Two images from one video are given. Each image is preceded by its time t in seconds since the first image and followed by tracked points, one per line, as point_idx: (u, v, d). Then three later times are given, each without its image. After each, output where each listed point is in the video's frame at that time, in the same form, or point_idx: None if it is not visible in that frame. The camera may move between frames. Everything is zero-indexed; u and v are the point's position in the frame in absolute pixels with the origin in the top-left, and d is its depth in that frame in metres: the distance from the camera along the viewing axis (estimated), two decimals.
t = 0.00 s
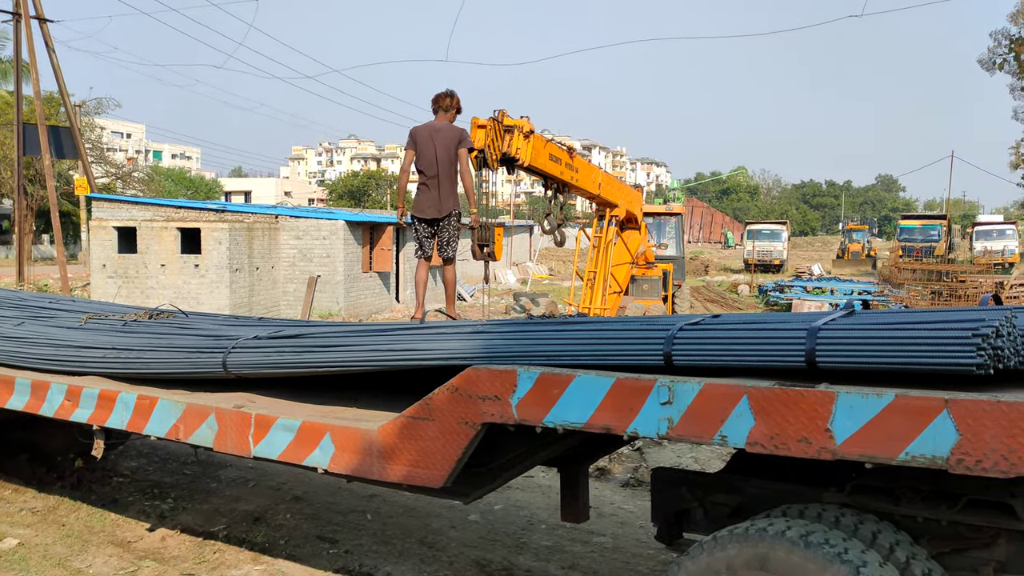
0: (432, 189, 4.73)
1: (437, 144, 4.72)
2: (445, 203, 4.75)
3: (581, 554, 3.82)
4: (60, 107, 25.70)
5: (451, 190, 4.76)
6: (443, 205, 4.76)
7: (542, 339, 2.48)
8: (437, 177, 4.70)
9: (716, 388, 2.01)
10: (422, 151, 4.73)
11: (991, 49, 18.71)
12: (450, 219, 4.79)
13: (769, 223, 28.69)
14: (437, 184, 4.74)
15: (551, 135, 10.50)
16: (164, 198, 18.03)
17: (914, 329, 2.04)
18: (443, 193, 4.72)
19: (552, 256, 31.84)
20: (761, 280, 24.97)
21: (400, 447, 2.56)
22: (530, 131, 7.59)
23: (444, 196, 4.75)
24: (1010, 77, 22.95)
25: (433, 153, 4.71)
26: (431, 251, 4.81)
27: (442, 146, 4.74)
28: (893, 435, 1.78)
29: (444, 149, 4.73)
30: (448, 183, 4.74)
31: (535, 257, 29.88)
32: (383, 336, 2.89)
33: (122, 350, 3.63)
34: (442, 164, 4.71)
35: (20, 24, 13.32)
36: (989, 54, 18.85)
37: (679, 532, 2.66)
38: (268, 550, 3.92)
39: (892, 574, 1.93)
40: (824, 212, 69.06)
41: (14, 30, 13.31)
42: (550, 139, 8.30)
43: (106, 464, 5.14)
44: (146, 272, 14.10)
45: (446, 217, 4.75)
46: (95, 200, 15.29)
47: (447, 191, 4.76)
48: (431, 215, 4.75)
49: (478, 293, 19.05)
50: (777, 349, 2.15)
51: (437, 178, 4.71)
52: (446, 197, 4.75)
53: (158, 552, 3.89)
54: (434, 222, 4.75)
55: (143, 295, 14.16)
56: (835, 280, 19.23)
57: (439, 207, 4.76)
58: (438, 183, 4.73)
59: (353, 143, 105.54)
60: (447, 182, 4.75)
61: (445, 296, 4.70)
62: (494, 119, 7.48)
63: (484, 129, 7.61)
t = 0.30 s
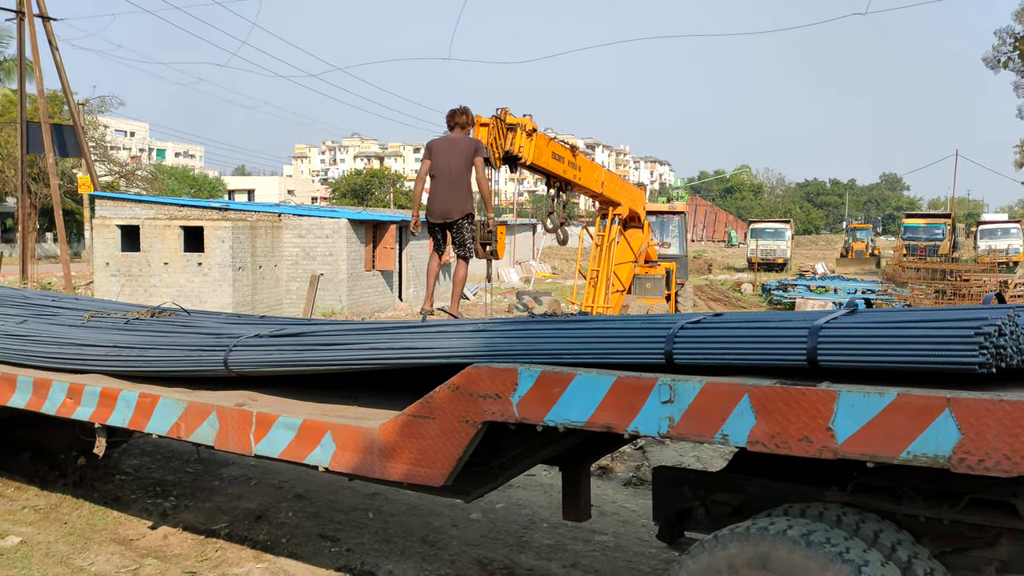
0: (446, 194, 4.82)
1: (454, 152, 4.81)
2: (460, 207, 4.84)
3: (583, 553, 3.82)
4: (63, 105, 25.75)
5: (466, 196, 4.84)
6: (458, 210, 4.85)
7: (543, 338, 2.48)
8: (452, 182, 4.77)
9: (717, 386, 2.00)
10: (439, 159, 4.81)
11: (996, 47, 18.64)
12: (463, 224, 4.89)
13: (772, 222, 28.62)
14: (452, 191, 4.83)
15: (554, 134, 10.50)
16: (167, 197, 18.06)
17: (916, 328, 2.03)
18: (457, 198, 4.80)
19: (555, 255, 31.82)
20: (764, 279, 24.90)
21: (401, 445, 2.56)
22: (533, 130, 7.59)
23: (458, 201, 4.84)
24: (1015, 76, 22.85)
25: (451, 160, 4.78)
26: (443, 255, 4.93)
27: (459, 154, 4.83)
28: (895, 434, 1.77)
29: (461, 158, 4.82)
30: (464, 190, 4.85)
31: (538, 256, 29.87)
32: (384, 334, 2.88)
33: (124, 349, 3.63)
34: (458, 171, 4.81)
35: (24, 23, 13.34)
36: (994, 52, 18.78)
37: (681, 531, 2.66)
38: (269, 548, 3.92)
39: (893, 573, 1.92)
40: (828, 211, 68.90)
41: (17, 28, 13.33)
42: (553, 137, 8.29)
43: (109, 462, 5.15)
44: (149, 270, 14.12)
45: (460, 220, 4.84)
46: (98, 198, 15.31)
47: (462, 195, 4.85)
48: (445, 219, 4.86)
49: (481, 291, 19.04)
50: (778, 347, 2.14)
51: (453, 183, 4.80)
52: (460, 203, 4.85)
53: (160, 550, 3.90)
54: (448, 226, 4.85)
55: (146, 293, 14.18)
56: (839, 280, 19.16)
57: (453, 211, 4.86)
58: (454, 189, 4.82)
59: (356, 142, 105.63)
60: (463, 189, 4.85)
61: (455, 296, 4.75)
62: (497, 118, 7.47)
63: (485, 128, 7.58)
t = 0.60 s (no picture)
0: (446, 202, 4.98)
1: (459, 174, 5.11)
2: (457, 214, 4.95)
3: (586, 548, 3.82)
4: (68, 101, 25.80)
5: (466, 206, 4.98)
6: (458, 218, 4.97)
7: (546, 334, 2.48)
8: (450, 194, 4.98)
9: (720, 382, 2.00)
10: (447, 180, 5.07)
11: (1001, 42, 18.55)
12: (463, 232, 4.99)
13: (777, 218, 28.53)
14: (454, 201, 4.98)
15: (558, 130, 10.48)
16: (171, 192, 18.09)
17: (919, 324, 2.03)
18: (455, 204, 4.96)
19: (559, 251, 31.80)
20: (768, 276, 24.84)
21: (404, 441, 2.57)
22: (536, 126, 7.60)
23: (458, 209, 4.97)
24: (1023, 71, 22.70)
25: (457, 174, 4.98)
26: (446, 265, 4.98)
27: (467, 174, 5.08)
28: (898, 431, 1.76)
29: (467, 176, 5.04)
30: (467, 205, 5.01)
31: (542, 252, 29.85)
32: (388, 330, 2.89)
33: (128, 343, 3.64)
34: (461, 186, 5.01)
35: (29, 18, 13.36)
36: (1001, 47, 18.68)
37: (683, 527, 2.66)
38: (273, 542, 3.93)
39: (896, 570, 1.92)
40: (833, 207, 68.70)
41: (23, 24, 13.36)
42: (557, 133, 8.27)
43: (113, 457, 5.19)
44: (154, 265, 14.15)
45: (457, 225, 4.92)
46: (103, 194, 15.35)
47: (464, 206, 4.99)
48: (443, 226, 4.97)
49: (485, 287, 19.04)
50: (782, 343, 2.14)
51: (452, 193, 4.96)
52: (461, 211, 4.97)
53: (164, 545, 3.91)
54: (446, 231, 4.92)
55: (151, 288, 14.22)
56: (843, 276, 19.10)
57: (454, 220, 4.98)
58: (453, 200, 4.98)
59: (360, 138, 105.64)
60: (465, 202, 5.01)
61: (461, 292, 4.77)
62: (501, 113, 7.45)
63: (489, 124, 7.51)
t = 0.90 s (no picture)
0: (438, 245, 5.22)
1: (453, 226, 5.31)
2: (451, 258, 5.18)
3: (591, 543, 3.83)
4: (74, 97, 25.86)
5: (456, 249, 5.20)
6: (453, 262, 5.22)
7: (551, 329, 2.48)
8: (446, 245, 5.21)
9: (726, 376, 1.99)
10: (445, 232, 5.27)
11: (1009, 36, 18.41)
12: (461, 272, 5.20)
13: (782, 214, 28.43)
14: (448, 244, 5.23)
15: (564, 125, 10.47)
16: (177, 188, 18.14)
17: (926, 319, 2.03)
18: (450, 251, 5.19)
19: (565, 247, 31.80)
20: (774, 271, 24.78)
21: (410, 435, 2.57)
22: (542, 121, 7.56)
23: (447, 251, 5.19)
24: None
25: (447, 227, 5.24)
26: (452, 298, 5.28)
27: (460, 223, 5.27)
28: (904, 426, 1.76)
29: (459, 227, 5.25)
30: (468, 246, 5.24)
31: (547, 248, 29.83)
32: (393, 325, 2.89)
33: (135, 338, 3.66)
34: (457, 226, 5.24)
35: (35, 14, 13.40)
36: (1009, 41, 18.56)
37: (689, 522, 2.66)
38: (279, 537, 3.95)
39: (903, 565, 1.92)
40: (839, 203, 68.47)
41: (29, 21, 13.39)
42: (563, 129, 8.25)
43: (120, 451, 5.20)
44: (160, 261, 14.19)
45: (446, 267, 5.13)
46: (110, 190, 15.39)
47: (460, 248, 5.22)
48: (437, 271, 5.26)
49: (490, 283, 19.05)
50: (788, 339, 2.14)
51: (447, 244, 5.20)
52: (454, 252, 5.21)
53: (171, 539, 3.94)
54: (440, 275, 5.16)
55: (157, 284, 14.26)
56: (849, 272, 19.05)
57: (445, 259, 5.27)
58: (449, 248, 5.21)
59: (365, 134, 105.66)
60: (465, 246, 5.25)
61: (462, 295, 5.02)
62: (506, 109, 7.44)
63: (495, 120, 7.53)
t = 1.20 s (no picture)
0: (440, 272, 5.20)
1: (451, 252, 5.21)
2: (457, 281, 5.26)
3: (595, 543, 3.83)
4: (78, 98, 25.93)
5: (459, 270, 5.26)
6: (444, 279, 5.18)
7: (554, 328, 2.49)
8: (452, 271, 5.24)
9: (730, 376, 1.99)
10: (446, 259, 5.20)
11: (1012, 35, 18.37)
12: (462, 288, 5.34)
13: (786, 213, 28.37)
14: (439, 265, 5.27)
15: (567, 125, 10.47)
16: (181, 189, 18.16)
17: (932, 319, 2.02)
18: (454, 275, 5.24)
19: (568, 247, 31.81)
20: (778, 271, 24.73)
21: (413, 435, 2.58)
22: (545, 121, 7.57)
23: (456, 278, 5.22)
24: None
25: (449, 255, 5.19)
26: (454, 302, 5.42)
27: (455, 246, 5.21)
28: (907, 425, 1.76)
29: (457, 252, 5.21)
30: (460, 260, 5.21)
31: (551, 248, 29.82)
32: (397, 325, 2.89)
33: (140, 339, 3.67)
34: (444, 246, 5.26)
35: (39, 15, 13.45)
36: (1013, 40, 18.52)
37: (693, 522, 2.65)
38: (283, 537, 3.95)
39: (908, 565, 1.91)
40: (843, 203, 68.34)
41: (33, 22, 13.44)
42: (566, 129, 8.25)
43: (125, 452, 5.21)
44: (164, 262, 14.23)
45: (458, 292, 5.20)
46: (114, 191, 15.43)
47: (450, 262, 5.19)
48: (435, 296, 5.24)
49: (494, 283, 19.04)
50: (792, 338, 2.14)
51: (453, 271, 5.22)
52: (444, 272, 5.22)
53: (175, 539, 3.95)
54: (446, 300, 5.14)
55: (161, 285, 14.30)
56: (854, 271, 19.02)
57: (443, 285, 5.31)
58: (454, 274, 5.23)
59: (368, 134, 105.78)
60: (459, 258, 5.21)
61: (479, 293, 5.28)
62: (509, 109, 7.45)
63: (498, 120, 7.54)
